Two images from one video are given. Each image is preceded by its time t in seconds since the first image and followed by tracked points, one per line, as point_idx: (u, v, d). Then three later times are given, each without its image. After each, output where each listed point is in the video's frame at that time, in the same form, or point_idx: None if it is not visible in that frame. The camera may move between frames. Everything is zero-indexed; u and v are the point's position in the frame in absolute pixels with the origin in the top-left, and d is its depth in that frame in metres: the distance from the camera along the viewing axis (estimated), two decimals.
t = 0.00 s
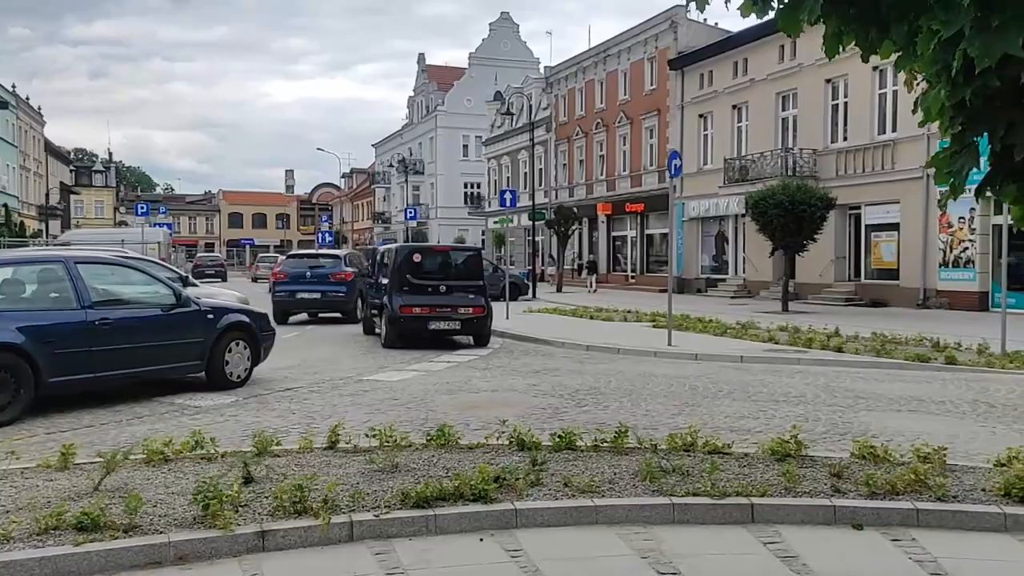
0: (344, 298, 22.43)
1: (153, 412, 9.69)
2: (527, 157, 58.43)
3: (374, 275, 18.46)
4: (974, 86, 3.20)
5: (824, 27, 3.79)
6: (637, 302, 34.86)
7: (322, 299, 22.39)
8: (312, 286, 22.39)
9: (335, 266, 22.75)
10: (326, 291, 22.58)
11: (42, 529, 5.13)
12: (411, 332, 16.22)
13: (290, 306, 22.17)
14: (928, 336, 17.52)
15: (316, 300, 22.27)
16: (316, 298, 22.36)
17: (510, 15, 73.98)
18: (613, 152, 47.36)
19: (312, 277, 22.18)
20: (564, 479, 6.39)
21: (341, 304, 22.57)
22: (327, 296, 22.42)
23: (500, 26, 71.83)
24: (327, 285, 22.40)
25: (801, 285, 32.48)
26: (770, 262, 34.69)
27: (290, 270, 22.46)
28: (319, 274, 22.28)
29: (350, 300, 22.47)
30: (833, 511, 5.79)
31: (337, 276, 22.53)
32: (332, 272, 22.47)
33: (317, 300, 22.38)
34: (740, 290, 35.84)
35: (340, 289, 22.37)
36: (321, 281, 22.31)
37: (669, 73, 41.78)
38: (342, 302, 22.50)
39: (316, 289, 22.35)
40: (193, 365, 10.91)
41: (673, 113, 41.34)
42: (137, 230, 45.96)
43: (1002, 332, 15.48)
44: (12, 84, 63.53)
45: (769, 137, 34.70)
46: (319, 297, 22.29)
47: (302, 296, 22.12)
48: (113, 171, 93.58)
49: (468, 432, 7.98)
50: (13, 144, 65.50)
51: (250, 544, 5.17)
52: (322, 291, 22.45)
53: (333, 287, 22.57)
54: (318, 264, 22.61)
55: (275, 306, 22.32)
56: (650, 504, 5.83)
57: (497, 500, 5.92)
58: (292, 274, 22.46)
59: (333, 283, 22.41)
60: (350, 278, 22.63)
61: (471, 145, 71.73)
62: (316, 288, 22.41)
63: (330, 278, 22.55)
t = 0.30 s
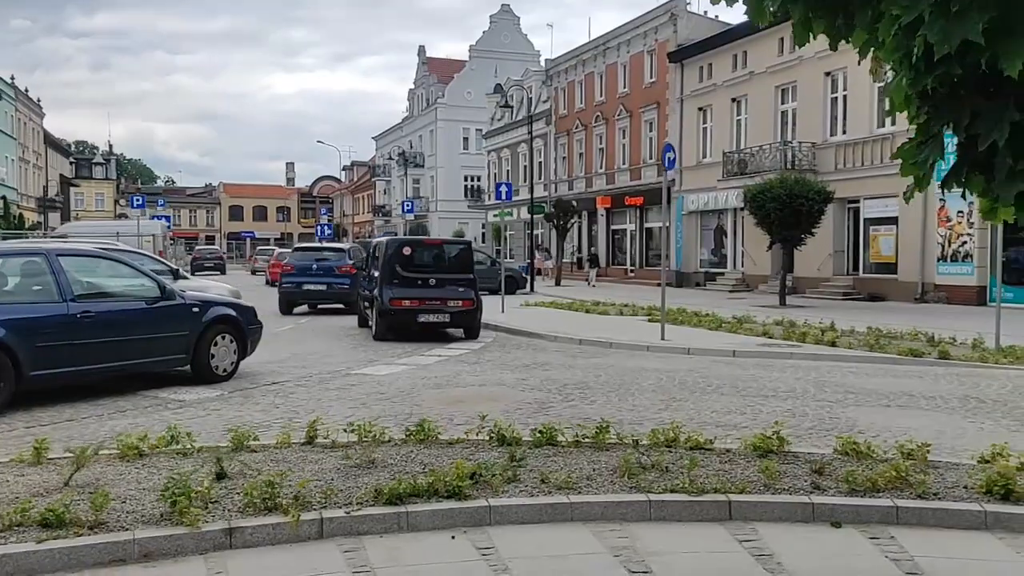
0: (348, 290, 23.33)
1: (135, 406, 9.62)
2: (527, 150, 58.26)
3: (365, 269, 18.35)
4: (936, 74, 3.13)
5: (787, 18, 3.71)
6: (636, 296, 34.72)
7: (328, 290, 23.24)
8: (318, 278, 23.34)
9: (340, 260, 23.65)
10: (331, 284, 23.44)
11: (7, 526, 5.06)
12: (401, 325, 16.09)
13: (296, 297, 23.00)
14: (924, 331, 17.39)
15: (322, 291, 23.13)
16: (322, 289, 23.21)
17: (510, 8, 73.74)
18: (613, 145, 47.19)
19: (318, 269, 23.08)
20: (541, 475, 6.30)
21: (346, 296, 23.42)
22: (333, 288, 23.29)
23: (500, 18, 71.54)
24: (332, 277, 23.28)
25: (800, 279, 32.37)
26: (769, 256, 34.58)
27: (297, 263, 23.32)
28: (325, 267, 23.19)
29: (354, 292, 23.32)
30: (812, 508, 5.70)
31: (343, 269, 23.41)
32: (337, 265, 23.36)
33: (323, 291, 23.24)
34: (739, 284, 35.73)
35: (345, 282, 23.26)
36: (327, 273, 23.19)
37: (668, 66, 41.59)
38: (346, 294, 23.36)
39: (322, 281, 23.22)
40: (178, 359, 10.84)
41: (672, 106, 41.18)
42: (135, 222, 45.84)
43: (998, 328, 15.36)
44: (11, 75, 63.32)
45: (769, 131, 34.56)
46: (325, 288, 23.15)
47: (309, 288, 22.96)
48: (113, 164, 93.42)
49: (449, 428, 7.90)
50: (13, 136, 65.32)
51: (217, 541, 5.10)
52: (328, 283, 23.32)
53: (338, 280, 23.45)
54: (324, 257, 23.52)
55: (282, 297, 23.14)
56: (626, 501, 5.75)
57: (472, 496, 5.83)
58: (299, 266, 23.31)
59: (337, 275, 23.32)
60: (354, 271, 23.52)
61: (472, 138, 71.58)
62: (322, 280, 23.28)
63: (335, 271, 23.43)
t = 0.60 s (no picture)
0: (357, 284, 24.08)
1: (124, 399, 9.57)
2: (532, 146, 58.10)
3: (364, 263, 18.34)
4: (910, 64, 3.00)
5: (769, 6, 3.62)
6: (639, 292, 34.62)
7: (337, 284, 23.98)
8: (328, 272, 24.06)
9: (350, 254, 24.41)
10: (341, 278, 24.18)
11: None
12: (395, 318, 16.08)
13: (307, 289, 23.68)
14: (925, 330, 17.27)
15: (332, 284, 23.86)
16: (332, 282, 23.94)
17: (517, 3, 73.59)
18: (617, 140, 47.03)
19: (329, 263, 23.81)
20: (526, 472, 6.22)
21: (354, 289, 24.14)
22: (342, 281, 24.02)
23: (506, 13, 71.34)
24: (342, 271, 24.03)
25: (803, 276, 32.24)
26: (772, 253, 34.46)
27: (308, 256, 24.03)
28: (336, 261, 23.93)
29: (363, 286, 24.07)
30: (799, 509, 5.63)
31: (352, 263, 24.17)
32: (347, 260, 24.11)
33: (333, 284, 23.98)
34: (742, 281, 35.62)
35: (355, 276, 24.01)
36: (337, 267, 23.93)
37: (674, 62, 41.42)
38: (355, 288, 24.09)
39: (332, 275, 23.94)
40: (170, 351, 10.78)
41: (677, 103, 41.01)
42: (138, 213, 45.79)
43: (999, 327, 15.23)
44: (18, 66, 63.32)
45: (774, 127, 34.39)
46: (335, 281, 23.87)
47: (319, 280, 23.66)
48: (119, 156, 93.42)
49: (437, 424, 7.85)
50: (19, 127, 65.30)
51: (192, 537, 5.04)
52: (337, 277, 24.04)
53: (347, 274, 24.18)
54: (335, 252, 24.28)
55: (293, 289, 23.80)
56: (610, 499, 5.68)
57: (454, 493, 5.76)
58: (310, 260, 24.03)
59: (347, 269, 24.05)
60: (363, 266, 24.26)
61: (477, 133, 71.45)
62: (332, 274, 24.01)
63: (344, 265, 24.16)
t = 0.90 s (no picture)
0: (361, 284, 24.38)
1: (116, 398, 9.51)
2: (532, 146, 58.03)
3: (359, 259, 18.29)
4: (895, 62, 2.94)
5: (755, 3, 3.57)
6: (639, 294, 34.56)
7: (342, 284, 24.24)
8: (333, 272, 24.30)
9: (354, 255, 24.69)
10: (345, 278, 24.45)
11: None
12: (388, 317, 16.07)
13: (312, 288, 23.91)
14: (923, 332, 17.21)
15: (337, 284, 24.12)
16: (337, 283, 24.20)
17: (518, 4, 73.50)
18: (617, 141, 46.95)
19: (334, 264, 24.07)
20: (514, 475, 6.15)
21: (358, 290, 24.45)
22: (346, 281, 24.29)
23: (507, 13, 71.23)
24: (347, 271, 24.30)
25: (803, 278, 32.17)
26: (772, 255, 34.40)
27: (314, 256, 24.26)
28: (341, 262, 24.19)
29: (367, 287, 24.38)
30: (789, 513, 5.56)
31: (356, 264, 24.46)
32: (352, 261, 24.39)
33: (337, 285, 24.22)
34: (742, 283, 35.57)
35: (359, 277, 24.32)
36: (342, 267, 24.19)
37: (674, 63, 41.36)
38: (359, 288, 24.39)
39: (337, 275, 24.19)
40: (162, 351, 10.73)
41: (678, 104, 40.93)
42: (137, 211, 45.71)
43: (998, 331, 15.15)
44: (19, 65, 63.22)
45: (774, 129, 34.31)
46: (340, 282, 24.15)
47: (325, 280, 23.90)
48: (120, 155, 93.36)
49: (427, 425, 7.78)
50: (20, 126, 65.23)
51: (173, 539, 4.98)
52: (342, 277, 24.31)
53: (352, 275, 24.47)
54: (339, 253, 24.53)
55: (297, 289, 23.99)
56: (599, 502, 5.61)
57: (440, 496, 5.69)
58: (316, 260, 24.26)
59: (351, 270, 24.32)
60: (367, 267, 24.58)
61: (478, 133, 71.39)
62: (336, 274, 24.26)
63: (349, 266, 24.44)
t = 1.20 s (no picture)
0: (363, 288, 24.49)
1: (106, 404, 9.42)
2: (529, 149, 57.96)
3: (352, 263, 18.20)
4: (889, 62, 2.87)
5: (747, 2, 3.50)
6: (636, 296, 34.51)
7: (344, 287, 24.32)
8: (335, 275, 24.35)
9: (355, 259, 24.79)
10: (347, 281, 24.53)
11: None
12: (381, 319, 15.97)
13: (315, 292, 23.93)
14: (920, 336, 17.15)
15: (339, 287, 24.19)
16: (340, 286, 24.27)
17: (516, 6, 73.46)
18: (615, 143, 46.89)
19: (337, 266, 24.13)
20: (506, 483, 6.06)
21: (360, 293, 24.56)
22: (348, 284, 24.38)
23: (505, 16, 71.19)
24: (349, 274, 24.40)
25: (800, 281, 32.13)
26: (770, 257, 34.34)
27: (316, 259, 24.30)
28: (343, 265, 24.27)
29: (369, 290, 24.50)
30: (784, 521, 5.48)
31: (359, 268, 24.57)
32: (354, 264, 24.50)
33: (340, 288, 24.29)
34: (739, 285, 35.52)
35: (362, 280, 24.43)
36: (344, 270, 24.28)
37: (672, 65, 41.32)
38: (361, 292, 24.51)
39: (339, 278, 24.27)
40: (154, 355, 10.64)
41: (676, 106, 40.87)
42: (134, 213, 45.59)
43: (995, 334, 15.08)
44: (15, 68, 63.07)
45: (771, 132, 34.25)
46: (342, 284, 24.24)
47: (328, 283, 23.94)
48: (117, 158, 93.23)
49: (419, 431, 7.69)
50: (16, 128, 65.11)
51: (159, 549, 4.90)
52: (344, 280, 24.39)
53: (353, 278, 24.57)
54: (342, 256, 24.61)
55: (300, 291, 24.01)
56: (591, 510, 5.53)
57: (431, 504, 5.61)
58: (318, 263, 24.30)
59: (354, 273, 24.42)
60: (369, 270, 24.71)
61: (476, 136, 71.34)
62: (339, 277, 24.33)
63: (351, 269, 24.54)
